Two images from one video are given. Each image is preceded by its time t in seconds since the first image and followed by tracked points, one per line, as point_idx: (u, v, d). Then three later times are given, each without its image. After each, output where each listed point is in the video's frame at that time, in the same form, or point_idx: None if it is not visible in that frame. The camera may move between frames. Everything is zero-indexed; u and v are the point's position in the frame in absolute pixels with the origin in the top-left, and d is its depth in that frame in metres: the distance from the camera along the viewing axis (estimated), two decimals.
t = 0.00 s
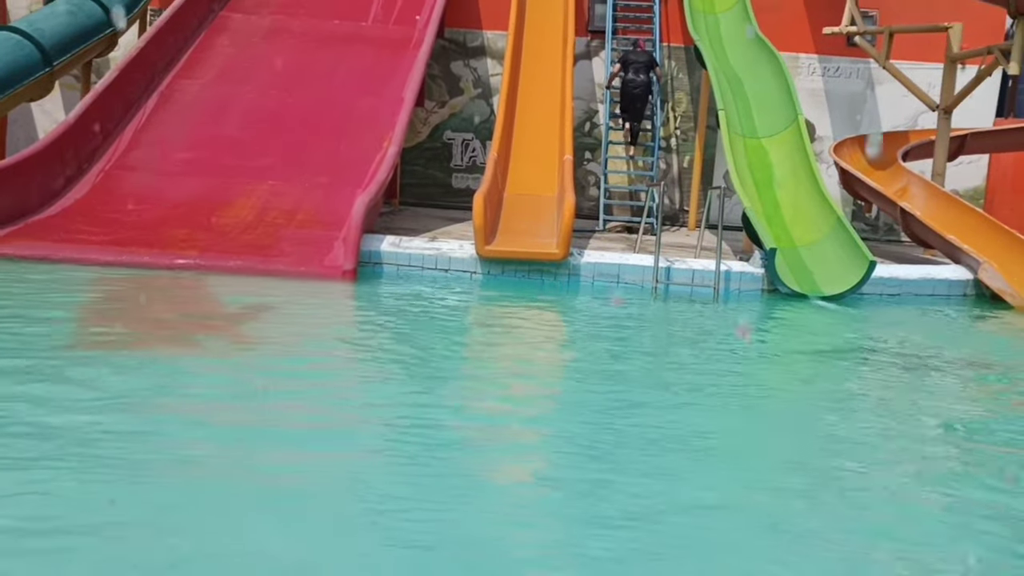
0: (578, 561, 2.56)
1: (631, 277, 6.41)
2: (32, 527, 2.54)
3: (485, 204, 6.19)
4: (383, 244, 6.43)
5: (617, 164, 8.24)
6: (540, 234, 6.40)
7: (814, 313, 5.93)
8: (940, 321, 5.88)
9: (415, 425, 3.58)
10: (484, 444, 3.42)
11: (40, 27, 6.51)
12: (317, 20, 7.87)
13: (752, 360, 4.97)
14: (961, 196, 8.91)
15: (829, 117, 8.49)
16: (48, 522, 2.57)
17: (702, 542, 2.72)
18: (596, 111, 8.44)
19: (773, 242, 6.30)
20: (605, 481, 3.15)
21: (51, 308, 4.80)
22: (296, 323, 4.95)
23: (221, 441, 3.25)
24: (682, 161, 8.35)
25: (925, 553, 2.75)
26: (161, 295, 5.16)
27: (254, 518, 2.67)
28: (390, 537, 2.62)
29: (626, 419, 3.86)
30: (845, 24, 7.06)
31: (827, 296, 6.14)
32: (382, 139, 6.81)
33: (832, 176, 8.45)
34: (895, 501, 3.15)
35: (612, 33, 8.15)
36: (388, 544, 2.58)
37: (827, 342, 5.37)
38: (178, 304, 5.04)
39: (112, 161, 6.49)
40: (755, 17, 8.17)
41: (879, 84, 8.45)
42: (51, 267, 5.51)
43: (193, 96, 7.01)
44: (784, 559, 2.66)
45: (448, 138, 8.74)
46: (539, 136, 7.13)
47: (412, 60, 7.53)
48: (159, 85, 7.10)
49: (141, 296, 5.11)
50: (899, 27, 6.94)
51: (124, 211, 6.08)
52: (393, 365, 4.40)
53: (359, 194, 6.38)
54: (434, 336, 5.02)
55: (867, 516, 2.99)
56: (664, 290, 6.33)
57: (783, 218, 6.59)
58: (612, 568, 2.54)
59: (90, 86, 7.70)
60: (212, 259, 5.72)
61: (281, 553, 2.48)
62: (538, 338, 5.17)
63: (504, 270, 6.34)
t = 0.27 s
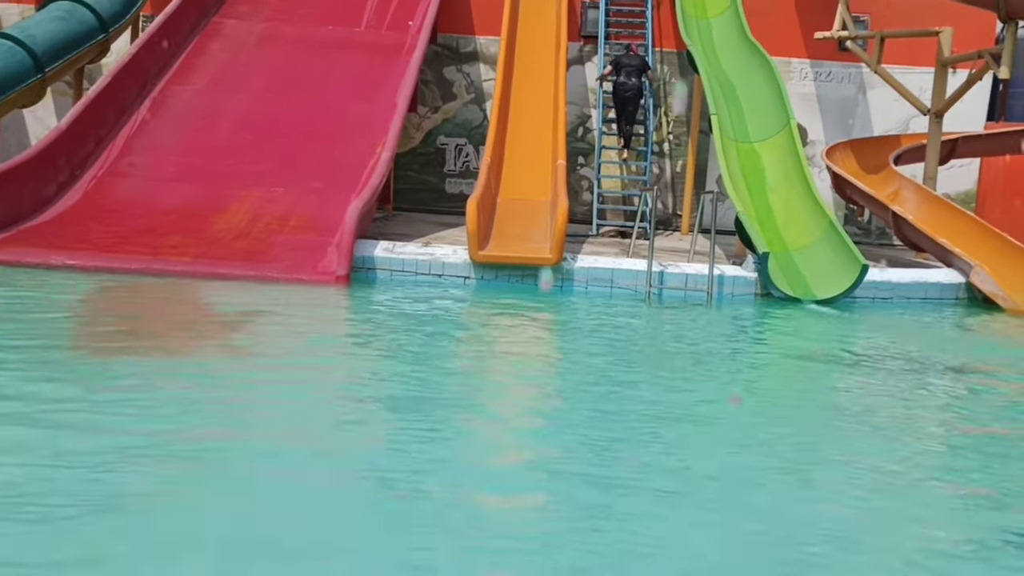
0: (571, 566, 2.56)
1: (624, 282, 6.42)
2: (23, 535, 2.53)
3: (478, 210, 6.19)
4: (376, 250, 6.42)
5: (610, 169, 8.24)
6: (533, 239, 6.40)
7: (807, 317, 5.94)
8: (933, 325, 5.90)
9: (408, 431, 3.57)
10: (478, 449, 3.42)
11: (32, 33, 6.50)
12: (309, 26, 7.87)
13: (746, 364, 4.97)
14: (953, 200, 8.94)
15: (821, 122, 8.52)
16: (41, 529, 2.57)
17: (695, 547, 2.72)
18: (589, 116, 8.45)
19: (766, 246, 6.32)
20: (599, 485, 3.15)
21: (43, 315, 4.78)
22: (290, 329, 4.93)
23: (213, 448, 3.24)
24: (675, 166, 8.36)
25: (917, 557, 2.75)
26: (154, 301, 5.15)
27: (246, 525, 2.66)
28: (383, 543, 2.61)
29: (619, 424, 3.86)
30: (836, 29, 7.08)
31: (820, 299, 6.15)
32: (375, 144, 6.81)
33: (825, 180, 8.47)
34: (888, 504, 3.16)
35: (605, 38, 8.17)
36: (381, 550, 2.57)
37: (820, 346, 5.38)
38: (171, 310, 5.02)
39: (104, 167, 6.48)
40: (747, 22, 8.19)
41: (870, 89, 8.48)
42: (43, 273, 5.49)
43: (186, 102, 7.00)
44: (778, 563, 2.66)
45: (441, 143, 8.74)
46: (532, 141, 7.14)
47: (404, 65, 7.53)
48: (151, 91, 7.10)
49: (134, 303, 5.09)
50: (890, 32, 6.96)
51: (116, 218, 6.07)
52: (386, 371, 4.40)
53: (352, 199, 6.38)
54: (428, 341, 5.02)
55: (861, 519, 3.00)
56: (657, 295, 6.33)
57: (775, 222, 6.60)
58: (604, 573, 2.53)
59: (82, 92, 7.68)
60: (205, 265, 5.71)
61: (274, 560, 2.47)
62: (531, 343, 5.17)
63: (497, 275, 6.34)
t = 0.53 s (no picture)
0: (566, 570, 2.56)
1: (620, 286, 6.42)
2: (16, 542, 2.52)
3: (473, 214, 6.19)
4: (371, 255, 6.42)
5: (605, 173, 8.25)
6: (528, 244, 6.40)
7: (802, 321, 5.95)
8: (928, 328, 5.90)
9: (404, 436, 3.56)
10: (473, 453, 3.42)
11: (26, 39, 6.49)
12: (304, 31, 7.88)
13: (740, 368, 4.97)
14: (947, 203, 8.96)
15: (816, 126, 8.54)
16: (33, 536, 2.56)
17: (691, 551, 2.72)
18: (584, 121, 8.46)
19: (761, 250, 6.32)
20: (593, 489, 3.15)
21: (37, 321, 4.77)
22: (285, 334, 4.93)
23: (206, 454, 3.23)
24: (670, 170, 8.37)
25: (913, 559, 2.75)
26: (149, 307, 5.14)
27: (240, 530, 2.65)
28: (379, 547, 2.61)
29: (614, 428, 3.85)
30: (830, 33, 7.09)
31: (814, 303, 6.16)
32: (370, 149, 6.81)
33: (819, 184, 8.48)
34: (883, 507, 3.16)
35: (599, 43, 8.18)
36: (376, 555, 2.57)
37: (815, 350, 5.38)
38: (166, 316, 5.02)
39: (98, 172, 6.47)
40: (741, 26, 8.21)
41: (864, 93, 8.50)
42: (38, 280, 5.48)
43: (180, 108, 6.99)
44: (772, 566, 2.66)
45: (436, 147, 8.74)
46: (527, 146, 7.14)
47: (399, 70, 7.54)
48: (146, 96, 7.09)
49: (129, 309, 5.08)
50: (883, 36, 6.97)
51: (111, 223, 6.06)
52: (380, 376, 4.39)
53: (348, 204, 6.38)
54: (422, 346, 5.01)
55: (855, 522, 3.00)
56: (652, 299, 6.33)
57: (770, 226, 6.61)
58: None
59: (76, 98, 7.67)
60: (200, 271, 5.71)
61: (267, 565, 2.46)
62: (527, 347, 5.16)
63: (493, 280, 6.34)
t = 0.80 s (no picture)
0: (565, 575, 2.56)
1: (616, 291, 6.43)
2: (14, 548, 2.51)
3: (470, 220, 6.20)
4: (368, 260, 6.42)
5: (601, 178, 8.26)
6: (525, 248, 6.41)
7: (799, 325, 5.95)
8: (924, 332, 5.91)
9: (401, 441, 3.56)
10: (471, 457, 3.42)
11: (22, 45, 6.49)
12: (301, 36, 7.88)
13: (737, 373, 4.98)
14: (942, 207, 8.99)
15: (811, 130, 8.55)
16: (30, 542, 2.55)
17: (690, 555, 2.72)
18: (580, 126, 8.47)
19: (758, 255, 6.33)
20: (591, 494, 3.15)
21: (34, 327, 4.77)
22: (282, 340, 4.93)
23: (203, 459, 3.23)
24: (666, 175, 8.38)
25: (910, 563, 2.76)
26: (146, 313, 5.14)
27: (239, 536, 2.65)
28: (377, 552, 2.61)
29: (611, 433, 3.85)
30: (826, 38, 7.10)
31: (811, 307, 6.16)
32: (366, 154, 6.82)
33: (815, 188, 8.50)
34: (880, 510, 3.17)
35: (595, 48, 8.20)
36: (375, 561, 2.57)
37: (812, 354, 5.39)
38: (164, 322, 5.02)
39: (95, 178, 6.47)
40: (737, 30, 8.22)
41: (860, 97, 8.52)
42: (36, 286, 5.48)
43: (177, 113, 6.99)
44: (770, 570, 2.66)
45: (433, 152, 8.75)
46: (524, 151, 7.15)
47: (396, 76, 7.54)
48: (142, 102, 7.09)
49: (127, 315, 5.08)
50: (879, 40, 6.99)
51: (107, 229, 6.05)
52: (377, 381, 4.39)
53: (344, 209, 6.38)
54: (419, 351, 5.01)
55: (853, 526, 3.01)
56: (649, 304, 6.34)
57: (766, 230, 6.62)
58: None
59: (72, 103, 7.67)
60: (197, 276, 5.71)
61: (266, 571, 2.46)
62: (523, 352, 5.17)
63: (489, 285, 6.35)
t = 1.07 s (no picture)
0: None
1: (615, 296, 6.44)
2: (13, 555, 2.51)
3: (468, 225, 6.20)
4: (366, 266, 6.42)
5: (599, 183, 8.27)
6: (523, 254, 6.41)
7: (797, 330, 5.96)
8: (922, 337, 5.92)
9: (400, 446, 3.57)
10: (468, 463, 3.42)
11: (21, 52, 6.50)
12: (298, 42, 7.89)
13: (735, 378, 4.98)
14: (940, 212, 9.00)
15: (809, 135, 8.57)
16: (24, 549, 2.55)
17: (688, 559, 2.72)
18: (578, 131, 8.49)
19: (756, 260, 6.33)
20: (590, 499, 3.16)
21: (33, 334, 4.77)
22: (280, 346, 4.93)
23: (203, 466, 3.23)
24: (664, 180, 8.39)
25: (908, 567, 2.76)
26: (144, 319, 5.14)
27: (238, 542, 2.65)
28: (376, 558, 2.61)
29: (609, 438, 3.85)
30: (823, 43, 7.11)
31: (809, 312, 6.17)
32: (364, 160, 6.82)
33: (813, 193, 8.51)
34: (878, 514, 3.17)
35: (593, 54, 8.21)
36: (374, 566, 2.57)
37: (810, 359, 5.40)
38: (162, 328, 5.02)
39: (93, 185, 6.47)
40: (734, 36, 8.24)
41: (857, 102, 8.53)
42: (35, 292, 5.48)
43: (175, 120, 6.99)
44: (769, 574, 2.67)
45: (431, 158, 8.76)
46: (521, 156, 7.16)
47: (393, 81, 7.55)
48: (140, 108, 7.09)
49: (126, 321, 5.08)
50: (876, 45, 7.00)
51: (105, 236, 6.06)
52: (376, 387, 4.39)
53: (343, 215, 6.38)
54: (419, 357, 5.02)
55: (851, 530, 3.01)
56: (647, 309, 6.35)
57: (764, 236, 6.63)
58: None
59: (71, 109, 7.67)
60: (195, 283, 5.71)
61: None
62: (522, 358, 5.17)
63: (488, 291, 6.35)
